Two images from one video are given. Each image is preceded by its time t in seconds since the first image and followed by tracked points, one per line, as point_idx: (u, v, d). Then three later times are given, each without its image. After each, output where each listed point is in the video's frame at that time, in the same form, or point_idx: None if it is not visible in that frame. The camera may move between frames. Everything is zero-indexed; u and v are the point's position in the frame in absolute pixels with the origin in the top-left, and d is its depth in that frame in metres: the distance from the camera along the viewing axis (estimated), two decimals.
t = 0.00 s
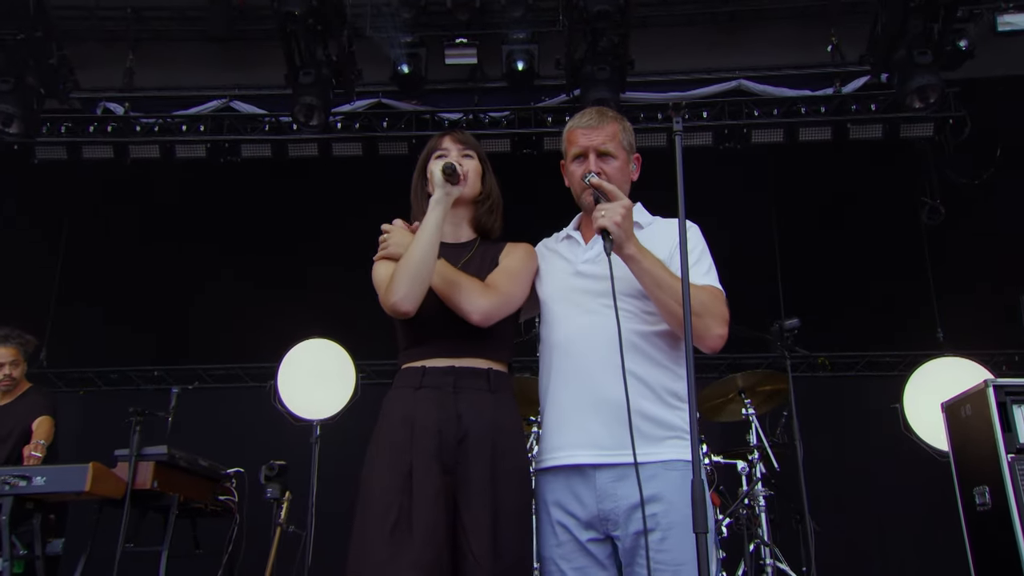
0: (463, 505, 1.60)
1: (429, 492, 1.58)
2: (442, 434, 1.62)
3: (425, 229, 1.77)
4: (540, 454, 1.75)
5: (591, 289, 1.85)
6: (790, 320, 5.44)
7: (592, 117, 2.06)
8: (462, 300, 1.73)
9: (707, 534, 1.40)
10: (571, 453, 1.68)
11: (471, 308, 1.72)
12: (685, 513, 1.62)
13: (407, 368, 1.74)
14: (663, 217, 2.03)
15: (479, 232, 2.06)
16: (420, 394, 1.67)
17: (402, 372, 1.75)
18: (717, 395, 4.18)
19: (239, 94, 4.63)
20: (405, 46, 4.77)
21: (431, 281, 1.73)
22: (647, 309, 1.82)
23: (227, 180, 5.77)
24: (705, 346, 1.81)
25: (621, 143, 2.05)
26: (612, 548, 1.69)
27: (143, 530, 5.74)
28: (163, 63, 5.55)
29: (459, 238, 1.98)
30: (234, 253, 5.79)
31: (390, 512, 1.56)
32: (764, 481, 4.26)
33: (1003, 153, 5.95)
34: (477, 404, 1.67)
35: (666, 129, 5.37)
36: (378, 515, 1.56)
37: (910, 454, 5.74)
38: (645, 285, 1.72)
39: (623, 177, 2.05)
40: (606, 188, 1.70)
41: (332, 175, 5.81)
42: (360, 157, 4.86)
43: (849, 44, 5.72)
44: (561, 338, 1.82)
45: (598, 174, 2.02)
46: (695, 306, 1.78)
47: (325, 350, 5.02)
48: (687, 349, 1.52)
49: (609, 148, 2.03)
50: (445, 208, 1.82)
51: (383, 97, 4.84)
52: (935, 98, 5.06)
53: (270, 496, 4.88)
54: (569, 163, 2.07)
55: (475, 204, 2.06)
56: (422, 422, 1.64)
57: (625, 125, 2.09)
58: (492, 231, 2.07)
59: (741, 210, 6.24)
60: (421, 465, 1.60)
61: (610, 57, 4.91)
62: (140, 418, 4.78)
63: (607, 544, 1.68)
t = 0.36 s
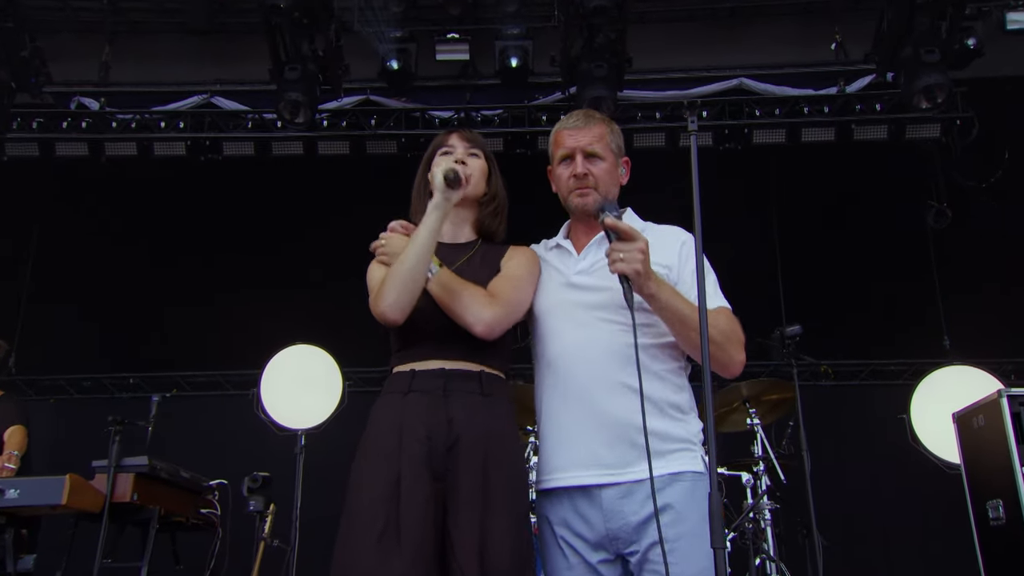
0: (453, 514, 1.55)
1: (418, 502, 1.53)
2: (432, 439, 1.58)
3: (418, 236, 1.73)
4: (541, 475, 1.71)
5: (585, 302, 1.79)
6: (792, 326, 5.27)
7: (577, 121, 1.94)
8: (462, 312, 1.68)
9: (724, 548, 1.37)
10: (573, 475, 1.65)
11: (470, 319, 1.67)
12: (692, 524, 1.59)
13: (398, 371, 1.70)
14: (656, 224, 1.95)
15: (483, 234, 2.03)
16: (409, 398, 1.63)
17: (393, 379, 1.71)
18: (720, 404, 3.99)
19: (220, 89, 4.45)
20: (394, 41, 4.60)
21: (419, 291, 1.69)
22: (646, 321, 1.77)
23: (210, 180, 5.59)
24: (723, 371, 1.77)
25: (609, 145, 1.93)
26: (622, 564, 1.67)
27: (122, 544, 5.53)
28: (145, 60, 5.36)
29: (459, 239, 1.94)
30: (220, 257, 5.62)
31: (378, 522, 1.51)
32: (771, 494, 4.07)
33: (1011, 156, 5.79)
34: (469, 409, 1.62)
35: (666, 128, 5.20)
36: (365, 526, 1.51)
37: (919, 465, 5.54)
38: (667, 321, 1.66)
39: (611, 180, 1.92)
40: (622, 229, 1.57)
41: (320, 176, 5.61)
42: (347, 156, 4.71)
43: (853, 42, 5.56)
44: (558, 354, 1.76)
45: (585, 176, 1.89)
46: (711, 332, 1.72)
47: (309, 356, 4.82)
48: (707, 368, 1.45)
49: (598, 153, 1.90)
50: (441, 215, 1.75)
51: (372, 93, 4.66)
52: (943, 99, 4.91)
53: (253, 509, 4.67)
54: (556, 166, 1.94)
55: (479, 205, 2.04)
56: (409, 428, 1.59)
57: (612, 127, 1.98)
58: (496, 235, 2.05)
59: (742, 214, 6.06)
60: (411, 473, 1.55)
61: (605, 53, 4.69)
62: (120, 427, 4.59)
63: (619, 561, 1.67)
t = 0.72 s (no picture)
0: (478, 527, 1.48)
1: (442, 515, 1.46)
2: (455, 450, 1.50)
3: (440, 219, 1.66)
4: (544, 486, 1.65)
5: (596, 306, 1.71)
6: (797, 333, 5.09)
7: (570, 135, 1.81)
8: (499, 325, 1.59)
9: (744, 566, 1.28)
10: (575, 485, 1.59)
11: (505, 337, 1.58)
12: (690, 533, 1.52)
13: (414, 376, 1.61)
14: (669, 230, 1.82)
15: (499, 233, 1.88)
16: (429, 407, 1.54)
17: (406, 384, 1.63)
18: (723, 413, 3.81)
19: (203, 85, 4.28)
20: (385, 35, 4.44)
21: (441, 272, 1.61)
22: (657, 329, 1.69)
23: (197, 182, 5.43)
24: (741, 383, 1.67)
25: (605, 156, 1.81)
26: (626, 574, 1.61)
27: (101, 558, 5.33)
28: (129, 57, 5.19)
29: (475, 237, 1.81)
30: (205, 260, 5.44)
31: (400, 538, 1.44)
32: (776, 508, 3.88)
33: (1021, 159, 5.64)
34: (491, 418, 1.54)
35: (666, 127, 5.02)
36: (386, 541, 1.44)
37: (928, 478, 5.34)
38: (693, 342, 1.58)
39: (612, 193, 1.82)
40: (645, 253, 1.49)
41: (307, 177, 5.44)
42: (335, 154, 4.55)
43: (859, 39, 5.40)
44: (563, 362, 1.69)
45: (585, 195, 1.78)
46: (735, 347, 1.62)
47: (295, 362, 4.63)
48: (722, 388, 1.37)
49: (596, 169, 1.79)
50: (463, 197, 1.71)
51: (361, 90, 4.49)
52: (953, 98, 4.73)
53: (237, 522, 4.47)
54: (553, 185, 1.82)
55: (493, 201, 1.89)
56: (430, 437, 1.51)
57: (606, 134, 1.85)
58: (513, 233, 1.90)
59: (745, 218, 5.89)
60: (433, 485, 1.47)
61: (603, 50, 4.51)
62: (99, 437, 4.41)
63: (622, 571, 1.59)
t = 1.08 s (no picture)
0: (486, 543, 1.37)
1: (448, 531, 1.35)
2: (462, 460, 1.40)
3: (439, 217, 1.57)
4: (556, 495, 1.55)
5: (613, 308, 1.62)
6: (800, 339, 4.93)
7: (592, 128, 1.73)
8: (514, 337, 1.49)
9: None
10: (589, 495, 1.49)
11: (523, 347, 1.50)
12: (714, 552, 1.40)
13: (418, 382, 1.51)
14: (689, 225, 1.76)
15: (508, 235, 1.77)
16: (435, 413, 1.44)
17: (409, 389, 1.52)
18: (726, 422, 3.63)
19: (184, 78, 4.14)
20: (373, 28, 4.29)
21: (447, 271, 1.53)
22: (678, 333, 1.59)
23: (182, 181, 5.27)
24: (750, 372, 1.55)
25: (630, 153, 1.72)
26: None
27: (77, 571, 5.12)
28: (108, 52, 5.02)
29: (483, 241, 1.70)
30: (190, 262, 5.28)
31: (402, 556, 1.33)
32: (782, 523, 3.70)
33: None
34: (500, 426, 1.44)
35: (665, 126, 4.84)
36: (387, 559, 1.33)
37: (937, 490, 5.15)
38: (687, 306, 1.49)
39: (637, 190, 1.73)
40: (629, 204, 1.48)
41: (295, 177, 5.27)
42: (321, 152, 4.38)
43: (864, 36, 5.23)
44: (578, 365, 1.60)
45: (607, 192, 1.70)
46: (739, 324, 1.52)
47: (279, 364, 4.46)
48: (739, 372, 1.24)
49: (620, 164, 1.70)
50: (460, 192, 1.63)
51: (347, 86, 4.32)
52: (961, 97, 4.59)
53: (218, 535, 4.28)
54: (576, 181, 1.75)
55: (500, 201, 1.75)
56: (436, 447, 1.41)
57: (632, 129, 1.76)
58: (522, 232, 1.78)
59: (746, 221, 5.72)
60: (439, 497, 1.37)
61: (600, 44, 4.31)
62: (76, 446, 4.24)
63: None
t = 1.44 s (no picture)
0: (491, 556, 1.32)
1: (452, 543, 1.30)
2: (469, 469, 1.34)
3: (442, 203, 1.51)
4: (576, 508, 1.50)
5: (630, 313, 1.54)
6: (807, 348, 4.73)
7: (625, 109, 1.66)
8: (521, 336, 1.43)
9: None
10: (606, 512, 1.43)
11: (530, 348, 1.43)
12: None
13: (426, 387, 1.44)
14: (723, 219, 1.65)
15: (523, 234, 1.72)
16: (441, 420, 1.38)
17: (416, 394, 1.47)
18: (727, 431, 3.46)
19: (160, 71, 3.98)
20: (360, 20, 4.12)
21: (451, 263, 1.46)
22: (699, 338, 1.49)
23: (164, 180, 5.10)
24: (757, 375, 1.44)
25: (663, 138, 1.65)
26: None
27: None
28: (86, 46, 4.85)
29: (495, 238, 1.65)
30: (173, 265, 5.11)
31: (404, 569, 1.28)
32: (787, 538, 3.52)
33: None
34: (509, 434, 1.38)
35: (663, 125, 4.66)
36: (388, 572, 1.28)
37: (945, 502, 4.97)
38: (688, 300, 1.40)
39: (668, 176, 1.65)
40: (636, 187, 1.44)
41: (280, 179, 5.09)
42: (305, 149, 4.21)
43: (867, 33, 5.09)
44: (595, 373, 1.53)
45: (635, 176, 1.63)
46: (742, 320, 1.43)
47: (263, 372, 4.27)
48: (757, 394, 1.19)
49: (651, 146, 1.63)
50: (465, 178, 1.56)
51: (333, 79, 4.15)
52: (968, 96, 4.46)
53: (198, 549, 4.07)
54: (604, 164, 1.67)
55: (511, 196, 1.70)
56: (441, 456, 1.34)
57: (667, 113, 1.69)
58: (539, 234, 1.72)
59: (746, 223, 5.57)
60: (443, 508, 1.31)
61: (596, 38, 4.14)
62: (50, 455, 4.06)
63: None
